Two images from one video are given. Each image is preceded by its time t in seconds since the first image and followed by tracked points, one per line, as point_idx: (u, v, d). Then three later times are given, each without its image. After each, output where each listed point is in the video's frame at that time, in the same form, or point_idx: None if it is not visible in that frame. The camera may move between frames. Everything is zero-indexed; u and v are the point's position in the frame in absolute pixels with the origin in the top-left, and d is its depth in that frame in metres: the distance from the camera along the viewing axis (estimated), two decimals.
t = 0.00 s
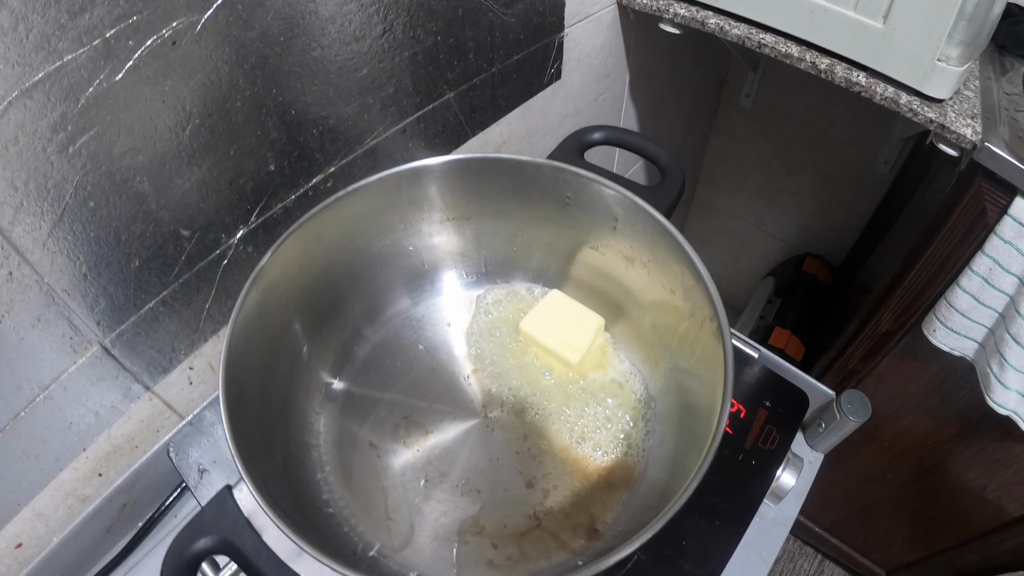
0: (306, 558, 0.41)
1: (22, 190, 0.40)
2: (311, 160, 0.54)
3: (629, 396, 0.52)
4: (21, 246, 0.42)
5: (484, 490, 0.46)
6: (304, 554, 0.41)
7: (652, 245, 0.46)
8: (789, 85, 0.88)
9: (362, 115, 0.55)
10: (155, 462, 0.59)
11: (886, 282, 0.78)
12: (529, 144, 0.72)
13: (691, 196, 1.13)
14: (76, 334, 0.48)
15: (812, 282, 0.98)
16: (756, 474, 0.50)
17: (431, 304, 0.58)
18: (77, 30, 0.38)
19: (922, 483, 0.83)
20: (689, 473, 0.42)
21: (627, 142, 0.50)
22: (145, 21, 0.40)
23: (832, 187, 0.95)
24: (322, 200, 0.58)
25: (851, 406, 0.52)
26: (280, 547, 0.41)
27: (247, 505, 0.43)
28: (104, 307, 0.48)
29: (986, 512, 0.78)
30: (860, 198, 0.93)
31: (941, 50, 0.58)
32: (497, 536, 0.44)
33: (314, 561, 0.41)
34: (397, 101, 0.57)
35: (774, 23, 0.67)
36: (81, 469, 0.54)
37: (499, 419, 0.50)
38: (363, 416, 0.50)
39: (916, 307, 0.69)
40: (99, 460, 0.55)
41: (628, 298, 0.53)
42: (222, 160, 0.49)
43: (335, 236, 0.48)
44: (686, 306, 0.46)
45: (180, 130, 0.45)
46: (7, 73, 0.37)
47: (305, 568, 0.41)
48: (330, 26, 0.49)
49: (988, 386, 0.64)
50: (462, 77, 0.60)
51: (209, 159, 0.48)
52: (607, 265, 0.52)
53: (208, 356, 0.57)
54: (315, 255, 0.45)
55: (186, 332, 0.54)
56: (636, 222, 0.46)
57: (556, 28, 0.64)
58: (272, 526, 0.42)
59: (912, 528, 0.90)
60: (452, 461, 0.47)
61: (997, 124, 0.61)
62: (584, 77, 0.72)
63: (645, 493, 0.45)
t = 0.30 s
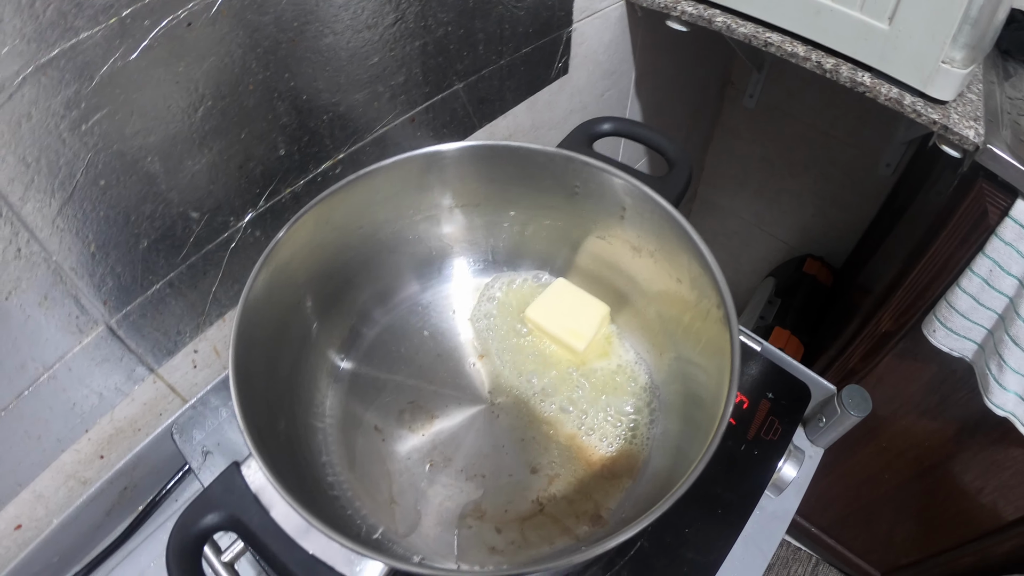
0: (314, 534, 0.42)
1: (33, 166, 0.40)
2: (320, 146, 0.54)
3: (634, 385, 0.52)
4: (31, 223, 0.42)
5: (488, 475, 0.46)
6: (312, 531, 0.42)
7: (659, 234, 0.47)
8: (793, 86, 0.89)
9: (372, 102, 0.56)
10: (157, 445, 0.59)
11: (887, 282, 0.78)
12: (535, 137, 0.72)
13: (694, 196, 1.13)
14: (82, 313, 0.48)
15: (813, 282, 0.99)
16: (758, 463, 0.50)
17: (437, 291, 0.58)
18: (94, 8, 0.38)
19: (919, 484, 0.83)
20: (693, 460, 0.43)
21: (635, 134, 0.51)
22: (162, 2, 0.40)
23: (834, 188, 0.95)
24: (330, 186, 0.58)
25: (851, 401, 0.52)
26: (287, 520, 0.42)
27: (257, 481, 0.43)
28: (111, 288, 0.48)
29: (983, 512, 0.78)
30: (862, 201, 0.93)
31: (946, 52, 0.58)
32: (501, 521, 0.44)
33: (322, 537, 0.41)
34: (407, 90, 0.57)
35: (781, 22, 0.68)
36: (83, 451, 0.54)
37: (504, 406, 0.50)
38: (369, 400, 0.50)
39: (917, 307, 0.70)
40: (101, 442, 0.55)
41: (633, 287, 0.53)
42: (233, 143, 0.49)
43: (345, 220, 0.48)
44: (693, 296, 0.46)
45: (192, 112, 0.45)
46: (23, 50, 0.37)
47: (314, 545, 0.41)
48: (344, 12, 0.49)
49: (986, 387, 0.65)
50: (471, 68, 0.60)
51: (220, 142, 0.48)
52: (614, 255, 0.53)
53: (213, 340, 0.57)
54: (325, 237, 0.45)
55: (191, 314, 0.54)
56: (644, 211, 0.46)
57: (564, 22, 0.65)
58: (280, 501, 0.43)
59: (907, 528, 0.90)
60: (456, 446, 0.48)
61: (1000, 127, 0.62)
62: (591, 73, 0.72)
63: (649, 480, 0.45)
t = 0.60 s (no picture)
0: (332, 516, 0.42)
1: (50, 146, 0.40)
2: (335, 134, 0.55)
3: (645, 377, 0.52)
4: (44, 204, 0.42)
5: (500, 464, 0.46)
6: (330, 513, 0.42)
7: (674, 226, 0.47)
8: (801, 88, 0.90)
9: (387, 92, 0.56)
10: (164, 431, 0.58)
11: (891, 283, 0.79)
12: (546, 132, 0.72)
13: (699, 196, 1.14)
14: (94, 297, 0.48)
15: (817, 284, 0.99)
16: (768, 457, 0.51)
17: (450, 281, 0.58)
18: None
19: (919, 487, 0.84)
20: (706, 452, 0.43)
21: (651, 128, 0.51)
22: None
23: (839, 190, 0.96)
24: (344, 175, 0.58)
25: (857, 397, 0.51)
26: (303, 504, 0.41)
27: (273, 464, 0.42)
28: (123, 272, 0.48)
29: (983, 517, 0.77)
30: (866, 203, 0.94)
31: (955, 56, 0.59)
32: (512, 510, 0.44)
33: (341, 520, 0.41)
34: (422, 81, 0.57)
35: (792, 22, 0.68)
36: (89, 436, 0.53)
37: (516, 395, 0.51)
38: (382, 388, 0.50)
39: (921, 309, 0.70)
40: (108, 428, 0.54)
41: (646, 279, 0.53)
42: (249, 129, 0.49)
43: (361, 207, 0.48)
44: (706, 288, 0.46)
45: (209, 96, 0.45)
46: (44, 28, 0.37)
47: (331, 527, 0.41)
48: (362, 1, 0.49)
49: (990, 389, 0.64)
50: (485, 60, 0.60)
51: (237, 127, 0.48)
52: (628, 248, 0.53)
53: (223, 326, 0.57)
54: (342, 223, 0.45)
55: (202, 300, 0.54)
56: (660, 204, 0.47)
57: (578, 18, 0.65)
58: (296, 484, 0.42)
59: (907, 530, 0.91)
60: (468, 435, 0.48)
61: (1008, 130, 0.62)
62: (602, 69, 0.73)
63: (660, 471, 0.46)
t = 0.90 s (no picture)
0: (333, 505, 0.42)
1: (53, 130, 0.40)
2: (341, 122, 0.54)
3: (652, 369, 0.52)
4: (47, 188, 0.42)
5: (506, 454, 0.46)
6: (330, 501, 0.42)
7: (683, 216, 0.46)
8: (809, 84, 0.89)
9: (394, 81, 0.55)
10: (166, 420, 0.58)
11: (898, 280, 0.78)
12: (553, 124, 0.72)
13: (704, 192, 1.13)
14: (97, 283, 0.47)
15: (823, 281, 0.98)
16: (774, 450, 0.50)
17: (456, 271, 0.58)
18: None
19: (924, 486, 0.83)
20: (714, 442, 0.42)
21: (660, 118, 0.51)
22: None
23: (846, 187, 0.95)
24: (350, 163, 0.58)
25: (866, 394, 0.51)
26: (303, 490, 0.42)
27: (274, 451, 0.42)
28: (126, 258, 0.48)
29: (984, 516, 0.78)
30: (873, 201, 0.94)
31: (965, 51, 0.58)
32: (517, 501, 0.43)
33: (343, 508, 0.41)
34: (429, 70, 0.57)
35: (802, 16, 0.68)
36: (91, 424, 0.53)
37: (522, 384, 0.50)
38: (387, 377, 0.50)
39: (929, 308, 0.69)
40: (111, 416, 0.54)
41: (654, 270, 0.53)
42: (255, 115, 0.48)
43: (368, 193, 0.47)
44: (715, 278, 0.46)
45: (214, 83, 0.45)
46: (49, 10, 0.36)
47: (333, 515, 0.41)
48: None
49: (997, 387, 0.62)
50: (492, 50, 0.60)
51: (243, 113, 0.48)
52: (636, 238, 0.52)
53: (227, 315, 0.57)
54: (348, 209, 0.45)
55: (205, 288, 0.54)
56: (668, 193, 0.46)
57: (586, 9, 0.64)
58: (297, 471, 0.42)
59: (911, 530, 0.90)
60: (472, 424, 0.47)
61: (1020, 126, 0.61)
62: (610, 62, 0.72)
63: (667, 462, 0.45)
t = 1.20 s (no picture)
0: (341, 490, 0.40)
1: (60, 110, 0.39)
2: (350, 107, 0.54)
3: (663, 358, 0.51)
4: (53, 169, 0.41)
5: (515, 443, 0.45)
6: (338, 486, 0.40)
7: (697, 203, 0.46)
8: (820, 79, 0.89)
9: (404, 66, 0.55)
10: (171, 407, 0.58)
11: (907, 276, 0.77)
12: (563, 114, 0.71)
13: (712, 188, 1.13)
14: (102, 266, 0.47)
15: (831, 278, 0.98)
16: (785, 442, 0.50)
17: (464, 258, 0.57)
18: None
19: (930, 486, 0.82)
20: (726, 432, 0.42)
21: (673, 106, 0.50)
22: None
23: (855, 183, 0.95)
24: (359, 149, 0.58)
25: (877, 388, 0.49)
26: (308, 475, 0.40)
27: (279, 434, 0.41)
28: (131, 241, 0.47)
29: (988, 516, 0.77)
30: (881, 198, 0.93)
31: (978, 45, 0.57)
32: (525, 490, 0.43)
33: (349, 493, 0.40)
34: (440, 56, 0.56)
35: (815, 7, 0.67)
36: (95, 410, 0.53)
37: (532, 371, 0.50)
38: (394, 363, 0.49)
39: (938, 304, 0.68)
40: (114, 402, 0.54)
41: (665, 259, 0.52)
42: (264, 98, 0.48)
43: (379, 177, 0.47)
44: (728, 266, 0.45)
45: (224, 64, 0.44)
46: None
47: (339, 501, 0.40)
48: None
49: (1006, 386, 0.61)
50: (504, 38, 0.59)
51: (251, 96, 0.47)
52: (647, 226, 0.52)
53: (233, 301, 0.56)
54: (359, 191, 0.44)
55: (212, 273, 0.53)
56: (682, 180, 0.45)
57: None
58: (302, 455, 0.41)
59: (916, 530, 0.89)
60: (480, 413, 0.47)
61: None
62: (621, 52, 0.72)
63: (678, 453, 0.45)
